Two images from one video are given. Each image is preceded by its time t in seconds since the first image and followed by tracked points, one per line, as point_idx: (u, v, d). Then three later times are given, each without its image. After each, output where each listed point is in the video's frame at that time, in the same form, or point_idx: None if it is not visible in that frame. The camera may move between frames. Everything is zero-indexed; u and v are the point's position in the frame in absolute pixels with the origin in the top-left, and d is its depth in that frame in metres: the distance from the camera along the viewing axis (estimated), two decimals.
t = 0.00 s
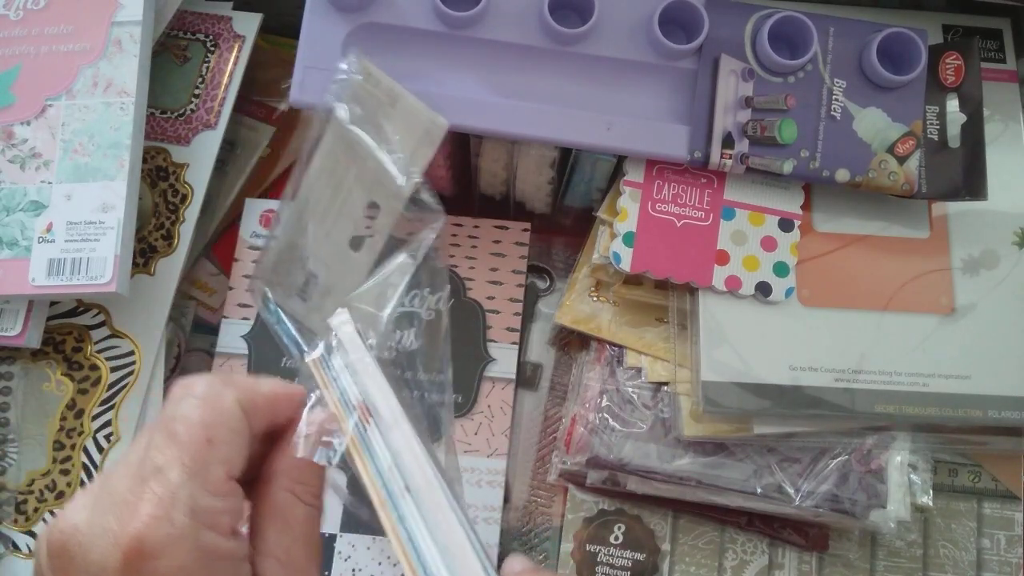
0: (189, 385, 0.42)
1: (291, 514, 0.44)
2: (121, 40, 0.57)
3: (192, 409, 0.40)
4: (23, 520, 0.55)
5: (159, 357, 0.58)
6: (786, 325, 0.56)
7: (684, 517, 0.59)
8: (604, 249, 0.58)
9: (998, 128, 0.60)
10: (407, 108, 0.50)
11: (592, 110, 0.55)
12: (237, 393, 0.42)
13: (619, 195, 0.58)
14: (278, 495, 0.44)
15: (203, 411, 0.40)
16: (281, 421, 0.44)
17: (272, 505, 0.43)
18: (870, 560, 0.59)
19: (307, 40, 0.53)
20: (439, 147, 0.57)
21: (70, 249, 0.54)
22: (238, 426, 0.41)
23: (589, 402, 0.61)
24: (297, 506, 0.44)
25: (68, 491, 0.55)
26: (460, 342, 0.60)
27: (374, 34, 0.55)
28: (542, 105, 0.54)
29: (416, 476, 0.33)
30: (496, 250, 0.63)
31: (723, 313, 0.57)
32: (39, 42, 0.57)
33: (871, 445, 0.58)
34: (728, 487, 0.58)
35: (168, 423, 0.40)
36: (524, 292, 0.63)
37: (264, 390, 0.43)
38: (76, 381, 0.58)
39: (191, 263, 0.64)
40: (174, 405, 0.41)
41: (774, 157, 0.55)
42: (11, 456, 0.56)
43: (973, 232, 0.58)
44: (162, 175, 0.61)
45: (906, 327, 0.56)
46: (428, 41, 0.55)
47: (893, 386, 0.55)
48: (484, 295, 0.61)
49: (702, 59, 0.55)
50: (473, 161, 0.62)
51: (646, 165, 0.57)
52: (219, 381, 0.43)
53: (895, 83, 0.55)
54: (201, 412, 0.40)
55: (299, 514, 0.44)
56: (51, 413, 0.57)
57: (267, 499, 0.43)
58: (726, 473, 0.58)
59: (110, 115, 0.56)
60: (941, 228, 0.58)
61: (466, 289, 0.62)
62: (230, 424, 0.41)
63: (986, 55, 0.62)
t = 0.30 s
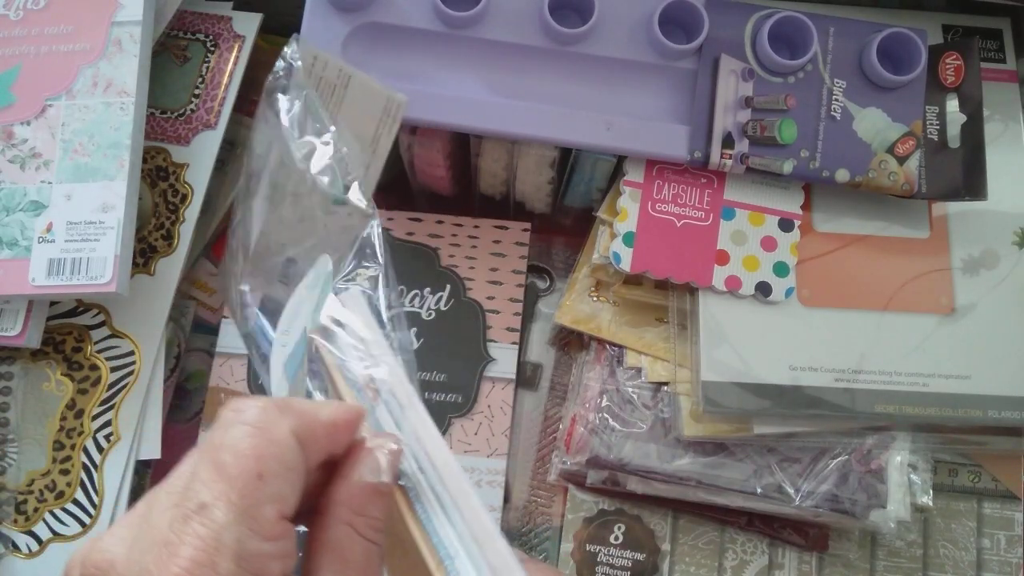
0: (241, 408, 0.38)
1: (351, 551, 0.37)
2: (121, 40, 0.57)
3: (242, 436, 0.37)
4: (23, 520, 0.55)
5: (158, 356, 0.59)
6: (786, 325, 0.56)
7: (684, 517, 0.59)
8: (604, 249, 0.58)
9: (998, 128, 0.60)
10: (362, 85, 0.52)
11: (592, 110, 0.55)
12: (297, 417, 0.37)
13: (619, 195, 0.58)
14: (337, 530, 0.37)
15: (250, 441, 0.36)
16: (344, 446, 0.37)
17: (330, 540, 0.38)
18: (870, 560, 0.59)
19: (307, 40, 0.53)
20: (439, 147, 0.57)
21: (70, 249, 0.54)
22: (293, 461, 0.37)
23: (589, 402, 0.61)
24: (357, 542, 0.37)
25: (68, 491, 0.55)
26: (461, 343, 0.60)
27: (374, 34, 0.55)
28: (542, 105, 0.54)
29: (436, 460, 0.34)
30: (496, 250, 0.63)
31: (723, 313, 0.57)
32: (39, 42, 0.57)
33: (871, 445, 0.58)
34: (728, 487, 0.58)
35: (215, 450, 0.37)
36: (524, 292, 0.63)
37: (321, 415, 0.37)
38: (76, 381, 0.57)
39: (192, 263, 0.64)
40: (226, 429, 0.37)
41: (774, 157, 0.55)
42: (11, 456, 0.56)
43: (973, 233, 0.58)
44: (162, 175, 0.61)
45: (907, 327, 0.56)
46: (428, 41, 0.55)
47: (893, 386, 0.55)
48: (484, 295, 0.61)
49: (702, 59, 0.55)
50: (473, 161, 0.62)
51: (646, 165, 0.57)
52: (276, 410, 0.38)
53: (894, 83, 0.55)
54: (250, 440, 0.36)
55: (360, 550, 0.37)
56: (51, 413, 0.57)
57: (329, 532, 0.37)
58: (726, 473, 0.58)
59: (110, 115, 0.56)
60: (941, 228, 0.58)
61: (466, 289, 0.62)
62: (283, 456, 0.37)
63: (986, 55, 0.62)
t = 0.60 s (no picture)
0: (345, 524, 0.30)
1: None
2: (121, 40, 0.57)
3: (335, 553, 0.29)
4: (23, 520, 0.55)
5: (159, 356, 0.59)
6: (786, 325, 0.56)
7: (684, 517, 0.59)
8: (604, 249, 0.58)
9: (997, 128, 0.60)
10: (420, 138, 0.49)
11: (593, 110, 0.55)
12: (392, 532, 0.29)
13: (619, 195, 0.58)
14: None
15: (377, 574, 0.28)
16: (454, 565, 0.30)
17: None
18: (870, 560, 0.59)
19: (307, 39, 0.53)
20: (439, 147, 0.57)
21: (70, 249, 0.54)
22: None
23: (589, 402, 0.61)
24: None
25: (68, 491, 0.55)
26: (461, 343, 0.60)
27: (375, 34, 0.54)
28: (543, 105, 0.54)
29: (566, 512, 0.29)
30: (496, 250, 0.63)
31: (722, 313, 0.57)
32: (39, 42, 0.57)
33: (871, 445, 0.58)
34: (728, 487, 0.58)
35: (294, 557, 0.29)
36: (524, 292, 0.63)
37: (433, 523, 0.30)
38: (76, 381, 0.57)
39: (192, 263, 0.64)
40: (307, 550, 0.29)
41: (774, 157, 0.55)
42: (11, 457, 0.56)
43: (973, 233, 0.58)
44: (162, 175, 0.61)
45: (907, 327, 0.56)
46: (428, 41, 0.55)
47: (893, 386, 0.55)
48: (484, 295, 0.61)
49: (702, 59, 0.55)
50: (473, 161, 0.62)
51: (646, 165, 0.57)
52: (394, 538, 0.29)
53: (894, 83, 0.55)
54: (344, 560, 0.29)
55: None
56: (51, 413, 0.57)
57: None
58: (726, 473, 0.58)
59: (110, 115, 0.56)
60: (941, 228, 0.58)
61: (466, 289, 0.61)
62: None
63: (986, 55, 0.62)
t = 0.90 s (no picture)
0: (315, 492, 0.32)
1: None
2: (121, 40, 0.57)
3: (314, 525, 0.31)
4: (23, 520, 0.55)
5: (159, 356, 0.59)
6: (786, 325, 0.56)
7: (684, 517, 0.59)
8: (604, 249, 0.58)
9: (997, 128, 0.60)
10: (422, 159, 0.38)
11: (593, 110, 0.55)
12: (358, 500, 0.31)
13: (619, 195, 0.58)
14: None
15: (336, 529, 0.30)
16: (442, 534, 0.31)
17: None
18: (870, 560, 0.59)
19: (307, 39, 0.53)
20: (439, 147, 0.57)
21: (70, 249, 0.54)
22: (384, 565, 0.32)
23: (589, 402, 0.61)
24: None
25: (68, 491, 0.55)
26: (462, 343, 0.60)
27: (374, 33, 0.54)
28: (543, 105, 0.54)
29: (527, 472, 0.27)
30: (496, 250, 0.63)
31: (722, 313, 0.57)
32: (39, 42, 0.57)
33: (871, 445, 0.58)
34: (728, 487, 0.58)
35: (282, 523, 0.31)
36: (524, 292, 0.63)
37: (407, 491, 0.30)
38: (76, 381, 0.57)
39: (192, 263, 0.64)
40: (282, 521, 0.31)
41: (774, 157, 0.55)
42: (11, 457, 0.56)
43: (973, 233, 0.58)
44: (162, 175, 0.61)
45: (907, 327, 0.56)
46: (428, 41, 0.55)
47: (893, 386, 0.55)
48: (484, 295, 0.61)
49: (702, 59, 0.55)
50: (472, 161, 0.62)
51: (646, 165, 0.57)
52: (368, 493, 0.31)
53: (894, 83, 0.55)
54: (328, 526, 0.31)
55: None
56: (51, 414, 0.57)
57: None
58: (726, 473, 0.58)
59: (110, 115, 0.56)
60: (941, 228, 0.58)
61: (466, 289, 0.61)
62: (373, 560, 0.31)
63: (986, 55, 0.62)
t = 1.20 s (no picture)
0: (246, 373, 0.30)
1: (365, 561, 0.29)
2: (121, 40, 0.57)
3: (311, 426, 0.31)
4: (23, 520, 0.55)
5: (158, 357, 0.59)
6: (786, 325, 0.56)
7: (684, 517, 0.59)
8: (604, 249, 0.58)
9: (997, 128, 0.60)
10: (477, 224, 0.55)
11: (593, 110, 0.55)
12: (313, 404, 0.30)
13: (619, 195, 0.58)
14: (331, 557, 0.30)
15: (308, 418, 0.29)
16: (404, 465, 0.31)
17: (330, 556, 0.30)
18: (870, 560, 0.59)
19: (307, 39, 0.53)
20: (439, 147, 0.57)
21: (70, 249, 0.54)
22: (305, 456, 0.29)
23: (589, 401, 0.61)
24: None
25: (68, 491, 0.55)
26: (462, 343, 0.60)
27: (374, 33, 0.54)
28: (543, 105, 0.54)
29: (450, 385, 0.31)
30: (496, 250, 0.63)
31: (722, 313, 0.57)
32: (39, 42, 0.57)
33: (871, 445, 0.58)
34: (728, 488, 0.58)
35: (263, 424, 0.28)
36: (524, 292, 0.63)
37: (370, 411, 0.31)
38: (76, 381, 0.57)
39: (192, 262, 0.64)
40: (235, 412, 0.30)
41: (774, 157, 0.55)
42: (11, 457, 0.56)
43: (973, 233, 0.58)
44: (162, 175, 0.61)
45: (907, 327, 0.56)
46: (428, 41, 0.55)
47: (893, 386, 0.55)
48: (484, 294, 0.62)
49: (702, 59, 0.55)
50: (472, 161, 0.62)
51: (646, 165, 0.57)
52: (295, 376, 0.30)
53: (895, 83, 0.55)
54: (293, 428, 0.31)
55: None
56: (51, 414, 0.57)
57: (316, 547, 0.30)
58: (726, 473, 0.58)
59: (110, 115, 0.56)
60: (941, 228, 0.58)
61: (467, 289, 0.62)
62: (297, 449, 0.28)
63: (986, 55, 0.62)
